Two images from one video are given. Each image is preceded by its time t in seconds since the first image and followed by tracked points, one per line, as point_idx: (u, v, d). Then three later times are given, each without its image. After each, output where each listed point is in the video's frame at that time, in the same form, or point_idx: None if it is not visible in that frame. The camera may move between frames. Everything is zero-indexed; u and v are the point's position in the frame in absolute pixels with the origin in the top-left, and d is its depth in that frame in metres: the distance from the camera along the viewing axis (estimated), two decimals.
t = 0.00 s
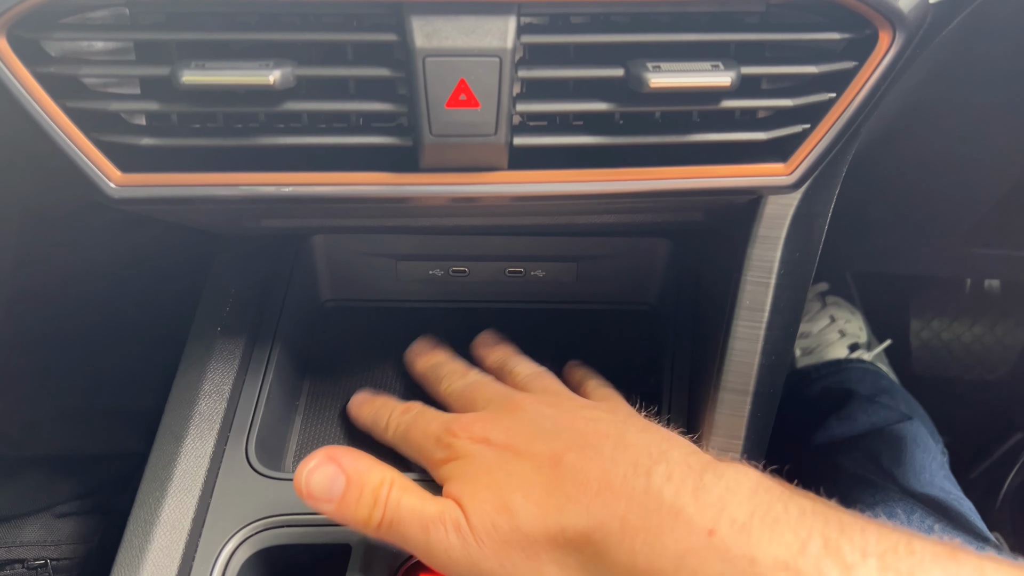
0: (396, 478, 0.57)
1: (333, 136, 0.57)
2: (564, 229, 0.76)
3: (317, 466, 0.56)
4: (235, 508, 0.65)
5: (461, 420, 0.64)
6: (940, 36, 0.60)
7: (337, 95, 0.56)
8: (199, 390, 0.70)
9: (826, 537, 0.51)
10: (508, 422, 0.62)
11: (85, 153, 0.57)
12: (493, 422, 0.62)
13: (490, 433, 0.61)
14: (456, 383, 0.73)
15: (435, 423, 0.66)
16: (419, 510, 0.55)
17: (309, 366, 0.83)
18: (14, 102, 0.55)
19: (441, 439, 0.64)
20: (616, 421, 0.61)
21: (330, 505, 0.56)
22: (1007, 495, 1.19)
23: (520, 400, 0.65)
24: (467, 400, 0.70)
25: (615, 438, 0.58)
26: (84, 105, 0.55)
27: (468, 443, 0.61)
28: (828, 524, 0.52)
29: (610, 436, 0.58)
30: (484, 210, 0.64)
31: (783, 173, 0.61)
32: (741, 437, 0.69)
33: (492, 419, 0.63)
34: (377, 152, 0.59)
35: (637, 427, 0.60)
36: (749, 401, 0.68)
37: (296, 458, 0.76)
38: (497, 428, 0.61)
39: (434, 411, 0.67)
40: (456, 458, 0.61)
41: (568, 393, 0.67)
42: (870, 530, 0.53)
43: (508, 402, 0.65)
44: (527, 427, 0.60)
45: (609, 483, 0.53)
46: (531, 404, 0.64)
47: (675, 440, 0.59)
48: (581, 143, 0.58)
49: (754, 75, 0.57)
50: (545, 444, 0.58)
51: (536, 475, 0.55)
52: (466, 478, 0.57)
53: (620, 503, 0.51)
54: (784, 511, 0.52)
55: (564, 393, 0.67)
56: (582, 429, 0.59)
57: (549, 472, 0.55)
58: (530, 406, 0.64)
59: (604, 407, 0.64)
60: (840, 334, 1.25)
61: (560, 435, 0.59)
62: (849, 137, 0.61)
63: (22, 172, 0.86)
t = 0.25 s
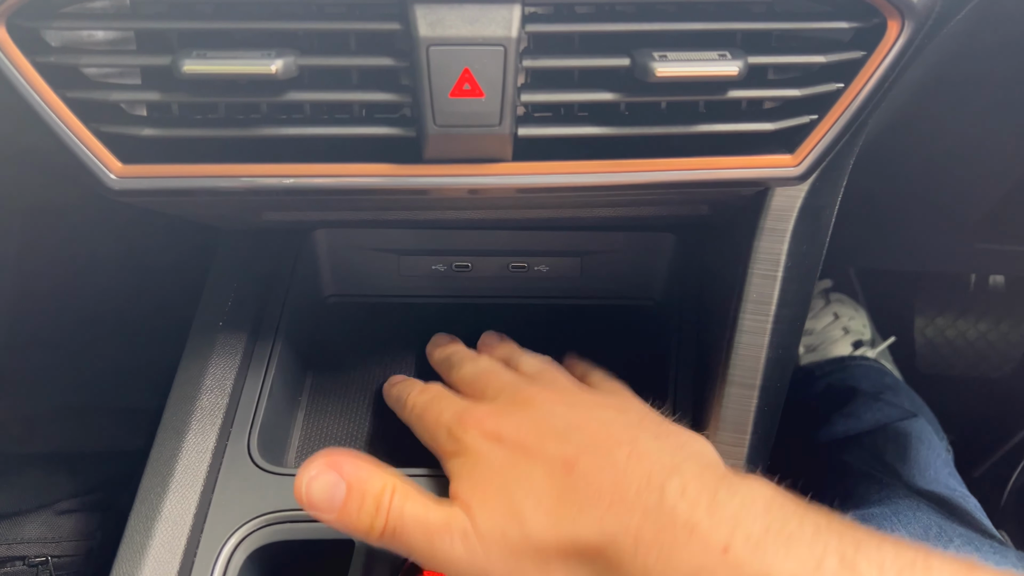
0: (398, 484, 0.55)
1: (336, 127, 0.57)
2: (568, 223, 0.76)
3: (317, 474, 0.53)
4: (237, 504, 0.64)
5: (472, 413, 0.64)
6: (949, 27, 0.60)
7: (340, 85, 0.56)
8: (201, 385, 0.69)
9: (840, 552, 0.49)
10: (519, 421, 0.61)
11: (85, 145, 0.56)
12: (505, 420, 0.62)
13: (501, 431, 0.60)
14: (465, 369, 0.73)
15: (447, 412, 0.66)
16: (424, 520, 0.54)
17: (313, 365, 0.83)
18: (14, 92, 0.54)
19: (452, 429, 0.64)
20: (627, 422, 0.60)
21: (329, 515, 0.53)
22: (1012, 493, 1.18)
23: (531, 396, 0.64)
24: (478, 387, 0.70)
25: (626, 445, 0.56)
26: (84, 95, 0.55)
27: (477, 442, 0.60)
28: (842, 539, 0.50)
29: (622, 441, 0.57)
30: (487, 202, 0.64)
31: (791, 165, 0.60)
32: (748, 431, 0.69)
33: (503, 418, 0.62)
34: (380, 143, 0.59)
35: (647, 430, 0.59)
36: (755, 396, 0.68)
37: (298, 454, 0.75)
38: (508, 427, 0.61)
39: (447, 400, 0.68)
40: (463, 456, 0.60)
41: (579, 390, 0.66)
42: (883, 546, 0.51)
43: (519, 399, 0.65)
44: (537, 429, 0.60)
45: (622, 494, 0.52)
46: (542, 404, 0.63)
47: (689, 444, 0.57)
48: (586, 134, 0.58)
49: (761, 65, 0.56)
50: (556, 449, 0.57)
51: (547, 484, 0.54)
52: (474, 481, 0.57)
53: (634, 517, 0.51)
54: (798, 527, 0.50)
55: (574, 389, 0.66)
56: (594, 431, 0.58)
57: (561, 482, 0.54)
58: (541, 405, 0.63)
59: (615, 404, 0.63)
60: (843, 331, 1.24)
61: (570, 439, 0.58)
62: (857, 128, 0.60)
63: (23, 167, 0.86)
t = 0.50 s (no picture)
0: (408, 489, 0.52)
1: (342, 131, 0.57)
2: (572, 226, 0.76)
3: (326, 477, 0.51)
4: (242, 507, 0.64)
5: (487, 405, 0.62)
6: (952, 31, 0.60)
7: (345, 90, 0.56)
8: (206, 388, 0.69)
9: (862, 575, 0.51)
10: (537, 419, 0.59)
11: (91, 149, 0.56)
12: (522, 417, 0.60)
13: (518, 428, 0.59)
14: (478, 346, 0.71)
15: (460, 400, 0.64)
16: (437, 527, 0.51)
17: (316, 368, 0.84)
18: (21, 97, 0.54)
19: (465, 418, 0.62)
20: (645, 431, 0.59)
21: (339, 519, 0.51)
22: (1014, 495, 1.18)
23: (550, 392, 0.62)
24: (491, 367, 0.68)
25: (647, 456, 0.55)
26: (91, 100, 0.55)
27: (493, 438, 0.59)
28: (864, 563, 0.52)
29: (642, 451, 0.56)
30: (491, 206, 0.64)
31: (795, 168, 0.60)
32: (752, 434, 0.69)
33: (520, 416, 0.60)
34: (385, 148, 0.59)
35: (664, 442, 0.57)
36: (760, 399, 0.68)
37: (302, 457, 0.75)
38: (525, 424, 0.59)
39: (460, 382, 0.66)
40: (479, 451, 0.59)
41: (594, 383, 0.64)
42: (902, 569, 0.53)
43: (536, 391, 0.63)
44: (557, 432, 0.58)
45: (641, 507, 0.51)
46: (561, 404, 0.61)
47: (706, 459, 0.57)
48: (590, 138, 0.58)
49: (765, 69, 0.56)
50: (576, 455, 0.55)
51: (565, 490, 0.53)
52: (490, 481, 0.55)
53: (655, 534, 0.49)
54: (818, 548, 0.51)
55: (591, 381, 0.64)
56: (615, 438, 0.57)
57: (581, 488, 0.53)
58: (560, 406, 0.61)
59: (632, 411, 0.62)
60: (846, 332, 1.24)
61: (590, 445, 0.56)
62: (861, 132, 0.60)
63: (27, 169, 0.86)
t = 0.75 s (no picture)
0: (408, 481, 0.51)
1: (340, 130, 0.57)
2: (572, 225, 0.76)
3: (327, 468, 0.50)
4: (240, 508, 0.64)
5: (489, 399, 0.61)
6: (952, 30, 0.60)
7: (343, 89, 0.56)
8: (204, 389, 0.69)
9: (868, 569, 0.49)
10: (540, 413, 0.58)
11: (90, 149, 0.56)
12: (525, 410, 0.59)
13: (520, 421, 0.58)
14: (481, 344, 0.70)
15: (462, 394, 0.63)
16: (438, 518, 0.50)
17: (314, 367, 0.84)
18: (19, 97, 0.54)
19: (467, 413, 0.61)
20: (652, 423, 0.57)
21: (339, 510, 0.50)
22: (1015, 495, 1.18)
23: (551, 385, 0.61)
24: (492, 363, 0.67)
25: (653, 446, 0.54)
26: (88, 100, 0.55)
27: (496, 429, 0.58)
28: (871, 557, 0.51)
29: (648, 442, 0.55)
30: (490, 205, 0.64)
31: (794, 168, 0.60)
32: (752, 435, 0.69)
33: (524, 407, 0.59)
34: (383, 147, 0.59)
35: (671, 431, 0.56)
36: (759, 398, 0.68)
37: (301, 457, 0.75)
38: (529, 417, 0.58)
39: (463, 378, 0.65)
40: (482, 442, 0.58)
41: (598, 374, 0.63)
42: (912, 566, 0.52)
43: (538, 386, 0.62)
44: (561, 425, 0.57)
45: (647, 499, 0.50)
46: (564, 396, 0.60)
47: (712, 450, 0.56)
48: (590, 137, 0.58)
49: (765, 68, 0.56)
50: (581, 448, 0.54)
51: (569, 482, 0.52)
52: (493, 472, 0.54)
53: (661, 525, 0.48)
54: (825, 543, 0.50)
55: (594, 373, 0.63)
56: (620, 429, 0.56)
57: (584, 480, 0.51)
58: (564, 398, 0.60)
59: (638, 401, 0.60)
60: (846, 333, 1.24)
61: (595, 435, 0.55)
62: (860, 131, 0.60)
63: (26, 169, 0.86)
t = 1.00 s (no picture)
0: (414, 501, 0.52)
1: (341, 132, 0.57)
2: (573, 227, 0.76)
3: (330, 495, 0.52)
4: (241, 510, 0.64)
5: (490, 414, 0.61)
6: (953, 31, 0.60)
7: (344, 90, 0.56)
8: (205, 389, 0.69)
9: (890, 561, 0.48)
10: (541, 421, 0.58)
11: (91, 151, 0.56)
12: (525, 419, 0.59)
13: (520, 430, 0.58)
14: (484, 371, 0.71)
15: (465, 414, 0.64)
16: (443, 535, 0.51)
17: (315, 368, 0.83)
18: (20, 98, 0.54)
19: (469, 432, 0.61)
20: (654, 425, 0.58)
21: (346, 534, 0.52)
22: (1016, 496, 1.18)
23: (551, 394, 0.62)
24: (495, 390, 0.67)
25: (656, 446, 0.54)
26: (90, 101, 0.55)
27: (498, 442, 0.58)
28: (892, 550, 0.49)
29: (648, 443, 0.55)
30: (491, 207, 0.64)
31: (795, 169, 0.60)
32: (753, 436, 0.69)
33: (524, 416, 0.59)
34: (384, 148, 0.59)
35: (675, 434, 0.57)
36: (761, 400, 0.68)
37: (302, 458, 0.75)
38: (529, 428, 0.58)
39: (467, 401, 0.65)
40: (485, 458, 0.58)
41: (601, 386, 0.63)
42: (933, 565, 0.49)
43: (538, 397, 0.62)
44: (560, 429, 0.57)
45: (649, 499, 0.50)
46: (563, 402, 0.60)
47: (717, 452, 0.56)
48: (591, 139, 0.58)
49: (766, 69, 0.56)
50: (580, 450, 0.54)
51: (570, 486, 0.52)
52: (495, 484, 0.55)
53: (665, 525, 0.48)
54: (841, 538, 0.49)
55: (595, 384, 0.64)
56: (622, 432, 0.56)
57: (586, 483, 0.52)
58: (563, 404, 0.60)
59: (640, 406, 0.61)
60: (846, 333, 1.23)
61: (596, 439, 0.55)
62: (862, 132, 0.60)
63: (27, 170, 0.86)
